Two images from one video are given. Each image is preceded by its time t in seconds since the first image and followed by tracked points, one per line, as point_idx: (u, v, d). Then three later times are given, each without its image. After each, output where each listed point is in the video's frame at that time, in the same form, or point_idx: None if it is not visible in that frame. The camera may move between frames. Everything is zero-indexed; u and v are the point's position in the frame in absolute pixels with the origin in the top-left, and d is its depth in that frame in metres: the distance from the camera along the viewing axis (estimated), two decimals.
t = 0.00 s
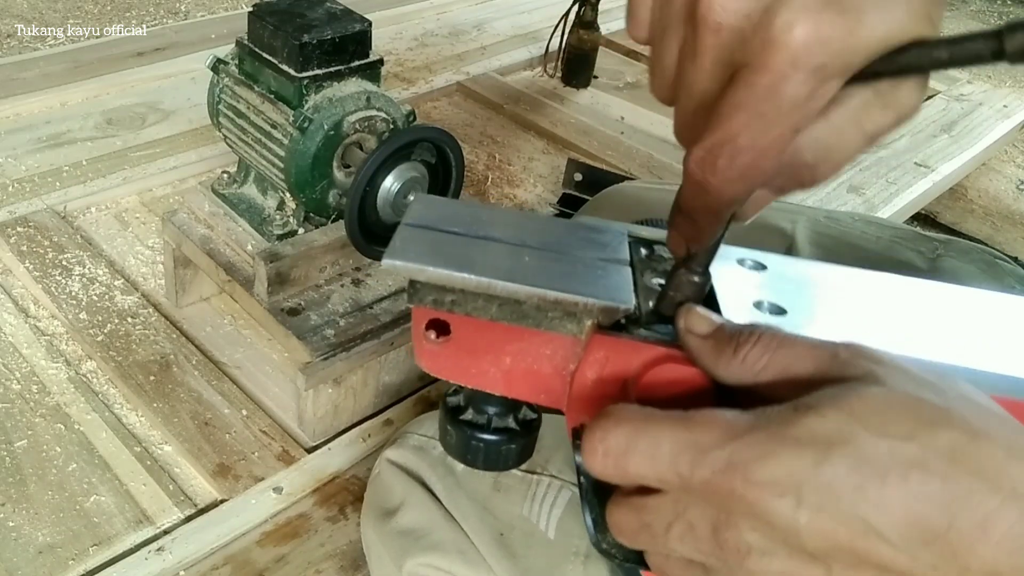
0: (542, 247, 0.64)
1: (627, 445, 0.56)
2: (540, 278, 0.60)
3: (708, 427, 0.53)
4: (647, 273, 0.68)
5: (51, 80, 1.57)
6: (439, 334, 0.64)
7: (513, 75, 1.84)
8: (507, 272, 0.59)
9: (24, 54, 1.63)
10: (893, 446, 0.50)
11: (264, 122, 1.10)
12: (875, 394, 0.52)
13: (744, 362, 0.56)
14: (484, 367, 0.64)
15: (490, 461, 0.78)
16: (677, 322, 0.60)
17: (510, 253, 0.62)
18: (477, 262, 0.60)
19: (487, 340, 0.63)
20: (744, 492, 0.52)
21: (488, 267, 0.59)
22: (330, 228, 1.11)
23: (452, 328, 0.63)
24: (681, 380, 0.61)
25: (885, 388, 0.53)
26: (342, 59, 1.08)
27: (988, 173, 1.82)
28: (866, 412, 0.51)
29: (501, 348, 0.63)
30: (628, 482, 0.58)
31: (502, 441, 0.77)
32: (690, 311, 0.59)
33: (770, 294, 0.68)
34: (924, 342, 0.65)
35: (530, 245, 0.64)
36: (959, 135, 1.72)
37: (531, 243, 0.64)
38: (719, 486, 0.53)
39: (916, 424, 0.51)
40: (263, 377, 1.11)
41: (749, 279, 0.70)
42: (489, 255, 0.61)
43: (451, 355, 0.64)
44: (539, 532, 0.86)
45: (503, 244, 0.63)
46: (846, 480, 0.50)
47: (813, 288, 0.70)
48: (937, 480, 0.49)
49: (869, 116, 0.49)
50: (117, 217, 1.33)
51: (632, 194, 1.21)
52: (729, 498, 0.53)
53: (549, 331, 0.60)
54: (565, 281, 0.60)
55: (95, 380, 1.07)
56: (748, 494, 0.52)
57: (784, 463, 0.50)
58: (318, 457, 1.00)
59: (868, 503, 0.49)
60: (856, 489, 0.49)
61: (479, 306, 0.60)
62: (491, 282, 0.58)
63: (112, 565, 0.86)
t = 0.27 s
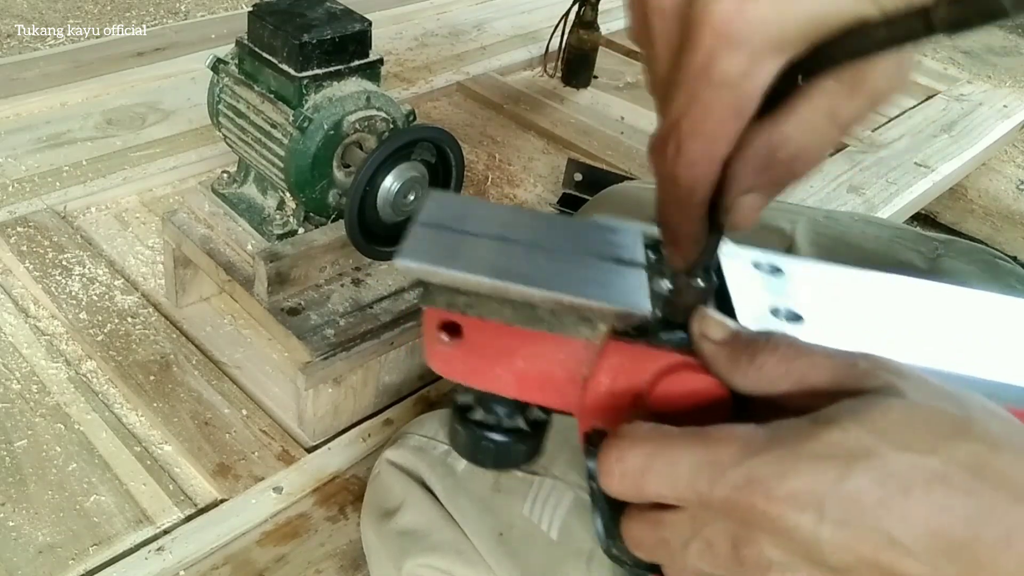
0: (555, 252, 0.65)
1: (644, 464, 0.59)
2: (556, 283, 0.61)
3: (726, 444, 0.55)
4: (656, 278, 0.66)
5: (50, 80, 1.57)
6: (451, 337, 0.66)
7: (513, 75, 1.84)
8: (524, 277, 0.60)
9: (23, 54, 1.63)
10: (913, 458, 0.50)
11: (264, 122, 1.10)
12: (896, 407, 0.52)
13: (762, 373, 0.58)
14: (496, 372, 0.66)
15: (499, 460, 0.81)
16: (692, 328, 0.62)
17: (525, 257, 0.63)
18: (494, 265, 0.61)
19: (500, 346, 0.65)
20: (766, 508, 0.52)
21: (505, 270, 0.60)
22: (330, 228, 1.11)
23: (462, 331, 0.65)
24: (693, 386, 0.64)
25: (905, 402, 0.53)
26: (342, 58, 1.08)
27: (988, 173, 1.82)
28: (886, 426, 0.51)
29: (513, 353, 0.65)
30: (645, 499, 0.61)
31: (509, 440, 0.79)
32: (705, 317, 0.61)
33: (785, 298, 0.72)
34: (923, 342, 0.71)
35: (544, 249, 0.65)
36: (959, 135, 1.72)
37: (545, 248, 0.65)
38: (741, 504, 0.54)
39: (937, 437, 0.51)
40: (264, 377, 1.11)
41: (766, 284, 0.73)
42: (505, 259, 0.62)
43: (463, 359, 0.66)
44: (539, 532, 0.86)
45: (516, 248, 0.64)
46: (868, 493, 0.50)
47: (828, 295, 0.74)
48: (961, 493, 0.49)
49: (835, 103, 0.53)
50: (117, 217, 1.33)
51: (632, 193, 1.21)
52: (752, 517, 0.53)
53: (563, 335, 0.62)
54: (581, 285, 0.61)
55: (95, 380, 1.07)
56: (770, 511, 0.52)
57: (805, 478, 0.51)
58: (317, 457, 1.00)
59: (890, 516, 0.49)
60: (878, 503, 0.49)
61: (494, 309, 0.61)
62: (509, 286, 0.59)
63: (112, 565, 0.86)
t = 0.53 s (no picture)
0: (547, 249, 0.62)
1: (637, 471, 0.56)
2: (546, 284, 0.57)
3: (713, 442, 0.54)
4: (649, 274, 0.68)
5: (51, 80, 1.57)
6: (441, 339, 0.61)
7: (513, 75, 1.84)
8: (511, 279, 0.57)
9: (23, 54, 1.63)
10: (900, 451, 0.52)
11: (264, 122, 1.10)
12: (887, 398, 0.53)
13: (756, 363, 0.56)
14: (488, 374, 0.62)
15: (494, 465, 0.73)
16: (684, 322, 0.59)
17: (515, 257, 0.60)
18: (480, 266, 0.58)
19: (495, 346, 0.61)
20: (755, 502, 0.53)
21: (494, 273, 0.57)
22: (330, 228, 1.11)
23: (454, 335, 0.61)
24: (695, 385, 0.60)
25: (896, 396, 0.54)
26: (342, 58, 1.08)
27: (988, 173, 1.82)
28: (878, 419, 0.52)
29: (505, 354, 0.61)
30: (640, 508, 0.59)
31: (504, 443, 0.72)
32: (698, 312, 0.59)
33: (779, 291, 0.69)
34: (935, 336, 0.66)
35: (535, 246, 0.62)
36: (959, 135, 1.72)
37: (537, 246, 0.62)
38: (733, 502, 0.54)
39: (926, 431, 0.53)
40: (264, 377, 1.11)
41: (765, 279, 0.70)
42: (494, 259, 0.59)
43: (453, 363, 0.62)
44: (541, 527, 0.86)
45: (507, 248, 0.61)
46: (857, 484, 0.51)
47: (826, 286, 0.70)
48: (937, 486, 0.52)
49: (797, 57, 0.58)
50: (117, 217, 1.33)
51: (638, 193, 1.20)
52: (742, 514, 0.54)
53: (556, 336, 0.58)
54: (571, 284, 0.58)
55: (95, 380, 1.07)
56: (759, 503, 0.53)
57: (796, 472, 0.52)
58: (318, 456, 1.00)
59: (875, 506, 0.51)
60: (868, 496, 0.51)
61: (482, 310, 0.58)
62: (497, 288, 0.56)
63: (112, 565, 0.86)
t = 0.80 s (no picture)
0: (484, 275, 0.54)
1: (564, 502, 0.50)
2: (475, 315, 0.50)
3: (629, 467, 0.48)
4: (586, 292, 0.57)
5: (51, 80, 1.57)
6: (381, 385, 0.52)
7: (513, 75, 1.84)
8: (441, 314, 0.49)
9: (24, 54, 1.63)
10: (812, 469, 0.46)
11: (264, 123, 1.10)
12: (796, 409, 0.47)
13: (682, 390, 0.48)
14: (429, 414, 0.54)
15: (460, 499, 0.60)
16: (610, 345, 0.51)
17: (446, 289, 0.52)
18: (409, 305, 0.50)
19: (429, 388, 0.52)
20: (674, 524, 0.48)
21: (422, 312, 0.49)
22: (330, 228, 1.11)
23: (389, 379, 0.52)
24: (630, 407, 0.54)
25: (810, 410, 0.47)
26: (342, 60, 1.08)
27: (988, 173, 1.82)
28: (790, 438, 0.46)
29: (441, 395, 0.52)
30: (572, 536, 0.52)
31: (466, 477, 0.58)
32: (625, 333, 0.50)
33: (722, 298, 0.56)
34: (906, 332, 0.55)
35: (467, 271, 0.54)
36: (959, 134, 1.72)
37: (469, 273, 0.54)
38: (650, 523, 0.48)
39: (840, 443, 0.46)
40: (264, 377, 1.11)
41: (702, 288, 0.57)
42: (423, 298, 0.51)
43: (395, 407, 0.53)
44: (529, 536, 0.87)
45: (438, 279, 0.53)
46: (772, 508, 0.46)
47: (779, 291, 0.57)
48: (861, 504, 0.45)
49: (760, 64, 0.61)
50: (117, 217, 1.33)
51: (635, 197, 1.20)
52: (661, 535, 0.48)
53: (490, 373, 0.50)
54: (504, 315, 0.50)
55: (95, 381, 1.07)
56: (678, 528, 0.48)
57: (708, 493, 0.46)
58: (318, 457, 1.00)
59: (796, 531, 0.46)
60: (781, 517, 0.46)
61: (415, 354, 0.50)
62: (426, 328, 0.48)
63: (113, 565, 0.87)
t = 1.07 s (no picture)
0: (484, 263, 0.57)
1: (556, 467, 0.50)
2: (471, 297, 0.53)
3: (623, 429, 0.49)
4: (580, 279, 0.60)
5: (51, 80, 1.57)
6: (380, 365, 0.56)
7: (513, 75, 1.84)
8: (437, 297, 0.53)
9: (23, 54, 1.63)
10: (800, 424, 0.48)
11: (264, 123, 1.10)
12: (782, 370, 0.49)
13: (672, 357, 0.50)
14: (428, 396, 0.57)
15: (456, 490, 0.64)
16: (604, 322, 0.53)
17: (445, 277, 0.55)
18: (406, 290, 0.53)
19: (428, 366, 0.56)
20: (667, 483, 0.49)
21: (420, 294, 0.53)
22: (330, 229, 1.11)
23: (389, 360, 0.56)
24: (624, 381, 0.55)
25: (799, 371, 0.49)
26: (342, 60, 1.08)
27: (988, 173, 1.82)
28: (777, 396, 0.48)
29: (440, 374, 0.56)
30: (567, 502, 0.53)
31: (463, 464, 0.63)
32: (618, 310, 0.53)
33: (714, 283, 0.60)
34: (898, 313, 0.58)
35: (470, 262, 0.57)
36: (959, 134, 1.72)
37: (469, 260, 0.58)
38: (643, 484, 0.49)
39: (826, 401, 0.48)
40: (263, 377, 1.11)
41: (697, 275, 0.61)
42: (423, 282, 0.55)
43: (395, 390, 0.57)
44: (527, 536, 0.87)
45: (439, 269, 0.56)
46: (760, 462, 0.47)
47: (769, 278, 0.61)
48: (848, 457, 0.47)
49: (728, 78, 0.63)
50: (117, 217, 1.33)
51: (636, 196, 1.20)
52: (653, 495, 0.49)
53: (488, 352, 0.54)
54: (499, 297, 0.54)
55: (95, 380, 1.07)
56: (671, 486, 0.49)
57: (700, 451, 0.48)
58: (318, 457, 1.00)
59: (786, 484, 0.47)
60: (770, 472, 0.47)
61: (413, 334, 0.54)
62: (423, 308, 0.52)
63: (113, 565, 0.87)
